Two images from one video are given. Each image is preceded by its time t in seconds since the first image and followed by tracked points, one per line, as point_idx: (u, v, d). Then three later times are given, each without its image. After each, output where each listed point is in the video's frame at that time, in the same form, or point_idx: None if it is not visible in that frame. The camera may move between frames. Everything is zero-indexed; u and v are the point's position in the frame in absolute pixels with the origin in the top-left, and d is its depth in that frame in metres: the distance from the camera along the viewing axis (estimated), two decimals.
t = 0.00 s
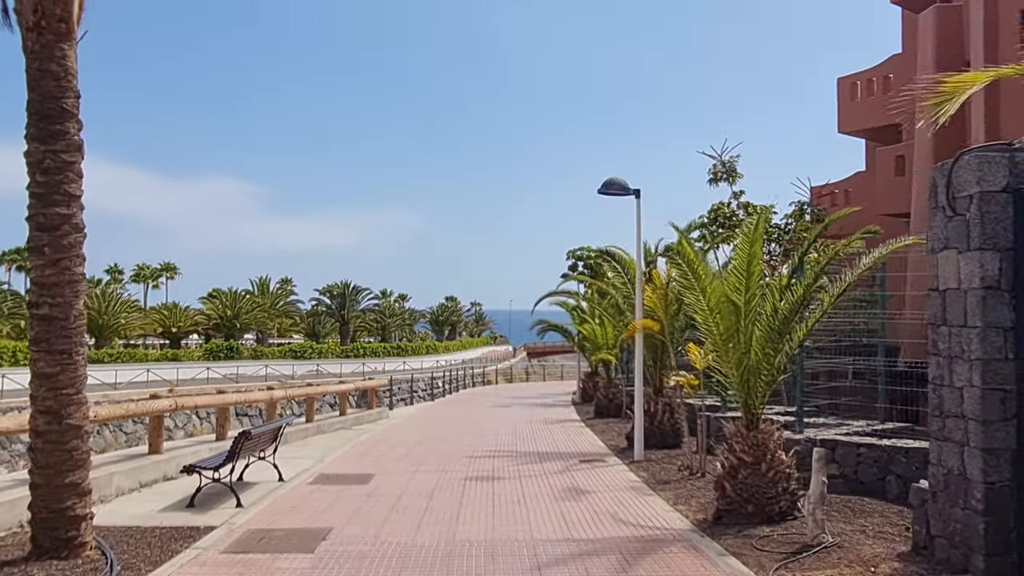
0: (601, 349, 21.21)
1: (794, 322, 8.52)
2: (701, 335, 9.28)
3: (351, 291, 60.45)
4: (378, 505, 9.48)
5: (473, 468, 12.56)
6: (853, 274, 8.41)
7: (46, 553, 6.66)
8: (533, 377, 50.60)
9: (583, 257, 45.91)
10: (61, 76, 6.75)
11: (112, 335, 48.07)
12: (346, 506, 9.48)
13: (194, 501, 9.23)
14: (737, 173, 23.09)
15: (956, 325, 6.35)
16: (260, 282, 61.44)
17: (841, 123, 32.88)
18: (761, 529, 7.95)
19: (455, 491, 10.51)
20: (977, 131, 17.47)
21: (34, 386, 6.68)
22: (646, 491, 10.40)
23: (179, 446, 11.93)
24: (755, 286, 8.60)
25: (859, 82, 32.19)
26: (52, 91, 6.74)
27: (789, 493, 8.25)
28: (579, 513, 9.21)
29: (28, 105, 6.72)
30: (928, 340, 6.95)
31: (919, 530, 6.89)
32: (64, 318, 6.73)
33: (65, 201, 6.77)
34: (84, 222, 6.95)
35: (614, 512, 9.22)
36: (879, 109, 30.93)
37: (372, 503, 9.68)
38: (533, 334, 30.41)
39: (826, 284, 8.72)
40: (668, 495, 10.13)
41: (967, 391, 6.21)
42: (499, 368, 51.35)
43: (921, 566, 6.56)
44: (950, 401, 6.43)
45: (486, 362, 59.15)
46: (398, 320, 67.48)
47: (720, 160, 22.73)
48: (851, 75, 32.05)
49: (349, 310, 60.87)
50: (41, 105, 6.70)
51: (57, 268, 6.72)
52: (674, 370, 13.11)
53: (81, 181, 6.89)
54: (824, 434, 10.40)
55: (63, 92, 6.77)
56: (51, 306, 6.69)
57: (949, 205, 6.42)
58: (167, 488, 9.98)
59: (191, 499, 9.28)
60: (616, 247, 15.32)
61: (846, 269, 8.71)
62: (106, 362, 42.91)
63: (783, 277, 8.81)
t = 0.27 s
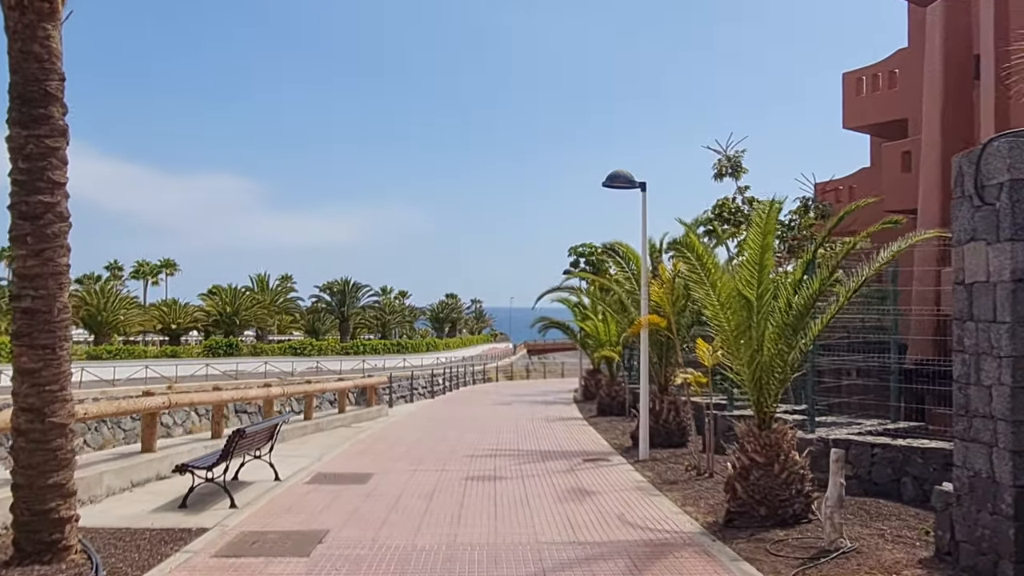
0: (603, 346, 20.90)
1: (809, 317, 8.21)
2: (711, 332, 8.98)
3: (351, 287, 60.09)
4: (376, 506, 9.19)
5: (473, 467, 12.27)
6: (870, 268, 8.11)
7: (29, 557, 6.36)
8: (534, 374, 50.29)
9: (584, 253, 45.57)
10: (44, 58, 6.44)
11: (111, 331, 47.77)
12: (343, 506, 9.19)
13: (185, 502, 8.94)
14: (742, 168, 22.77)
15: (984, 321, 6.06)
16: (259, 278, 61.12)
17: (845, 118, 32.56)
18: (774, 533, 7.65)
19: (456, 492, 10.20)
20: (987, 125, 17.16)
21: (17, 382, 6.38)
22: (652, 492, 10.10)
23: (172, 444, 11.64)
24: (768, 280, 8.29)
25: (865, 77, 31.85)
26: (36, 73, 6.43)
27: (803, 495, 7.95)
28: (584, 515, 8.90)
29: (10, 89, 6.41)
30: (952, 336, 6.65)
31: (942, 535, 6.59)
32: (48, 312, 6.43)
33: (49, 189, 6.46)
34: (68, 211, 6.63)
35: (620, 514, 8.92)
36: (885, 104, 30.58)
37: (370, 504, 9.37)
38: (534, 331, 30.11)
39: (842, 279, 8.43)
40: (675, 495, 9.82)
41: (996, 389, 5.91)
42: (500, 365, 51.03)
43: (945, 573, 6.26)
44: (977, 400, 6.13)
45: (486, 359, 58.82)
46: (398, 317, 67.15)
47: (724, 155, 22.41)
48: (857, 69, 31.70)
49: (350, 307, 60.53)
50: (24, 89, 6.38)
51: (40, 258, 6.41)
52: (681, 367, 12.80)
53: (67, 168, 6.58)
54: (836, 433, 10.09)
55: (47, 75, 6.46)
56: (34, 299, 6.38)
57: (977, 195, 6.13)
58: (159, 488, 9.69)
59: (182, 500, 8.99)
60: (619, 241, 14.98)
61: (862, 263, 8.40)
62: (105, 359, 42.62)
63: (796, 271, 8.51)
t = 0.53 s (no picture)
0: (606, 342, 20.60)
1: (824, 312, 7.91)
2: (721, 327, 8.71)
3: (351, 282, 59.74)
4: (375, 508, 8.90)
5: (475, 466, 11.99)
6: (887, 262, 7.83)
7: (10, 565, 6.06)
8: (535, 369, 50.02)
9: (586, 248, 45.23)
10: (24, 41, 6.12)
11: (111, 327, 47.47)
12: (341, 508, 8.90)
13: (178, 504, 8.65)
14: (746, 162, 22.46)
15: (1013, 317, 5.76)
16: (259, 274, 60.81)
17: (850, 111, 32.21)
18: (788, 537, 7.36)
19: (457, 492, 9.92)
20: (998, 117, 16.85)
21: None
22: (659, 492, 9.81)
23: (166, 443, 11.35)
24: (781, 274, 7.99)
25: (869, 70, 31.50)
26: (15, 58, 6.11)
27: (817, 497, 7.67)
28: (589, 517, 8.62)
29: None
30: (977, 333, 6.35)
31: (965, 541, 6.30)
32: (29, 309, 6.12)
33: (30, 180, 6.15)
34: (51, 203, 6.33)
35: (626, 516, 8.64)
36: (890, 97, 30.24)
37: (369, 506, 9.09)
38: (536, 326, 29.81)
39: (857, 273, 8.13)
40: (683, 497, 9.54)
41: None
42: (501, 361, 50.76)
43: None
44: (1005, 400, 5.83)
45: (487, 354, 58.53)
46: (399, 312, 66.86)
47: (728, 148, 22.10)
48: (862, 62, 31.35)
49: (350, 303, 60.23)
50: (3, 74, 6.06)
51: (20, 253, 6.09)
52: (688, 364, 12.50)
53: (49, 158, 6.26)
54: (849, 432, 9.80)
55: (27, 60, 6.14)
56: (14, 295, 6.07)
57: (1007, 185, 5.82)
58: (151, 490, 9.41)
59: (174, 502, 8.71)
60: (623, 235, 14.67)
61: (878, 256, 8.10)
62: (104, 355, 42.34)
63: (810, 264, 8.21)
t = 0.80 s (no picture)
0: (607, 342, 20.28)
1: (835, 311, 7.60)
2: (727, 327, 8.38)
3: (349, 283, 59.40)
4: (369, 514, 8.59)
5: (474, 469, 11.68)
6: (900, 258, 7.53)
7: None
8: (534, 370, 49.74)
9: (585, 248, 44.99)
10: None
11: (108, 328, 47.17)
12: (334, 514, 8.58)
13: (165, 509, 8.34)
14: (748, 159, 22.17)
15: None
16: (257, 275, 60.50)
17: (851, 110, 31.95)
18: (799, 544, 7.06)
19: (455, 497, 9.60)
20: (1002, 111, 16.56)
21: None
22: (663, 497, 9.50)
23: (155, 446, 11.04)
24: (790, 270, 7.71)
25: (871, 68, 31.21)
26: None
27: (830, 502, 7.37)
28: (592, 522, 8.31)
29: None
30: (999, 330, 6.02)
31: (989, 550, 5.99)
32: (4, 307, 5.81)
33: (6, 172, 5.85)
34: (27, 194, 6.02)
35: (629, 521, 8.33)
36: (892, 96, 29.95)
37: (364, 511, 8.77)
38: (535, 327, 29.51)
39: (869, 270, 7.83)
40: (689, 501, 9.23)
41: None
42: (500, 362, 50.46)
43: None
44: None
45: (487, 356, 58.24)
46: (397, 313, 66.55)
47: (730, 146, 21.80)
48: (864, 60, 31.06)
49: (349, 304, 59.90)
50: None
51: None
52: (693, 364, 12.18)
53: (24, 148, 5.97)
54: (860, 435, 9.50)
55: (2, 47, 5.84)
56: None
57: None
58: (138, 495, 9.08)
59: (162, 508, 8.40)
60: (625, 233, 14.35)
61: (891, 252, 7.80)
62: (100, 356, 42.00)
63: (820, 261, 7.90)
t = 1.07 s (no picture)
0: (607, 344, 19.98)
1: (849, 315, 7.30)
2: (736, 331, 8.08)
3: (348, 284, 59.04)
4: (364, 523, 8.28)
5: (472, 475, 11.37)
6: (916, 260, 7.24)
7: None
8: (533, 372, 49.41)
9: (584, 249, 44.71)
10: None
11: (104, 329, 46.80)
12: (327, 524, 8.28)
13: (152, 519, 8.03)
14: (751, 159, 21.88)
15: None
16: (255, 276, 60.16)
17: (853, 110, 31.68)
18: (812, 557, 6.77)
19: (453, 505, 9.29)
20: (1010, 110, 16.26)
21: None
22: (668, 505, 9.20)
23: (145, 453, 10.74)
24: (802, 272, 7.42)
25: (874, 68, 30.93)
26: None
27: (843, 513, 7.07)
28: (594, 533, 8.00)
29: None
30: None
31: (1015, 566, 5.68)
32: None
33: None
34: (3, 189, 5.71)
35: (634, 532, 8.02)
36: (895, 95, 29.66)
37: (358, 520, 8.47)
38: (534, 329, 29.20)
39: (883, 273, 7.54)
40: (695, 509, 8.93)
41: None
42: (499, 364, 50.12)
43: None
44: None
45: (485, 357, 57.90)
46: (396, 315, 66.21)
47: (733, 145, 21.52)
48: (867, 59, 30.78)
49: (347, 305, 59.55)
50: None
51: None
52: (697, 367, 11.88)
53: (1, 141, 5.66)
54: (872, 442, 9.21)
55: None
56: None
57: None
58: (125, 504, 8.78)
59: (149, 517, 8.09)
60: (628, 234, 14.06)
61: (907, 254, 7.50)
62: (96, 357, 41.64)
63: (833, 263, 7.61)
